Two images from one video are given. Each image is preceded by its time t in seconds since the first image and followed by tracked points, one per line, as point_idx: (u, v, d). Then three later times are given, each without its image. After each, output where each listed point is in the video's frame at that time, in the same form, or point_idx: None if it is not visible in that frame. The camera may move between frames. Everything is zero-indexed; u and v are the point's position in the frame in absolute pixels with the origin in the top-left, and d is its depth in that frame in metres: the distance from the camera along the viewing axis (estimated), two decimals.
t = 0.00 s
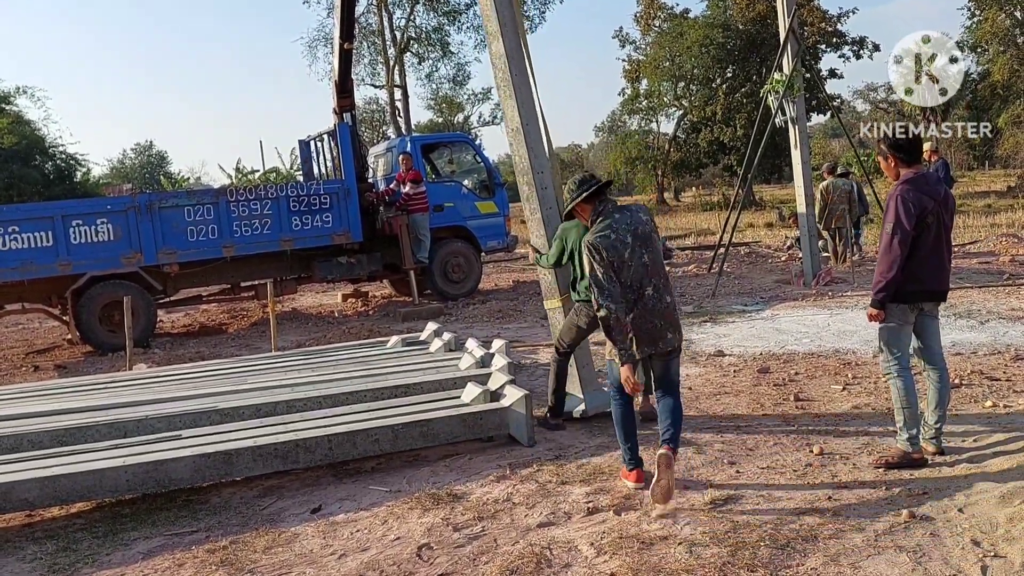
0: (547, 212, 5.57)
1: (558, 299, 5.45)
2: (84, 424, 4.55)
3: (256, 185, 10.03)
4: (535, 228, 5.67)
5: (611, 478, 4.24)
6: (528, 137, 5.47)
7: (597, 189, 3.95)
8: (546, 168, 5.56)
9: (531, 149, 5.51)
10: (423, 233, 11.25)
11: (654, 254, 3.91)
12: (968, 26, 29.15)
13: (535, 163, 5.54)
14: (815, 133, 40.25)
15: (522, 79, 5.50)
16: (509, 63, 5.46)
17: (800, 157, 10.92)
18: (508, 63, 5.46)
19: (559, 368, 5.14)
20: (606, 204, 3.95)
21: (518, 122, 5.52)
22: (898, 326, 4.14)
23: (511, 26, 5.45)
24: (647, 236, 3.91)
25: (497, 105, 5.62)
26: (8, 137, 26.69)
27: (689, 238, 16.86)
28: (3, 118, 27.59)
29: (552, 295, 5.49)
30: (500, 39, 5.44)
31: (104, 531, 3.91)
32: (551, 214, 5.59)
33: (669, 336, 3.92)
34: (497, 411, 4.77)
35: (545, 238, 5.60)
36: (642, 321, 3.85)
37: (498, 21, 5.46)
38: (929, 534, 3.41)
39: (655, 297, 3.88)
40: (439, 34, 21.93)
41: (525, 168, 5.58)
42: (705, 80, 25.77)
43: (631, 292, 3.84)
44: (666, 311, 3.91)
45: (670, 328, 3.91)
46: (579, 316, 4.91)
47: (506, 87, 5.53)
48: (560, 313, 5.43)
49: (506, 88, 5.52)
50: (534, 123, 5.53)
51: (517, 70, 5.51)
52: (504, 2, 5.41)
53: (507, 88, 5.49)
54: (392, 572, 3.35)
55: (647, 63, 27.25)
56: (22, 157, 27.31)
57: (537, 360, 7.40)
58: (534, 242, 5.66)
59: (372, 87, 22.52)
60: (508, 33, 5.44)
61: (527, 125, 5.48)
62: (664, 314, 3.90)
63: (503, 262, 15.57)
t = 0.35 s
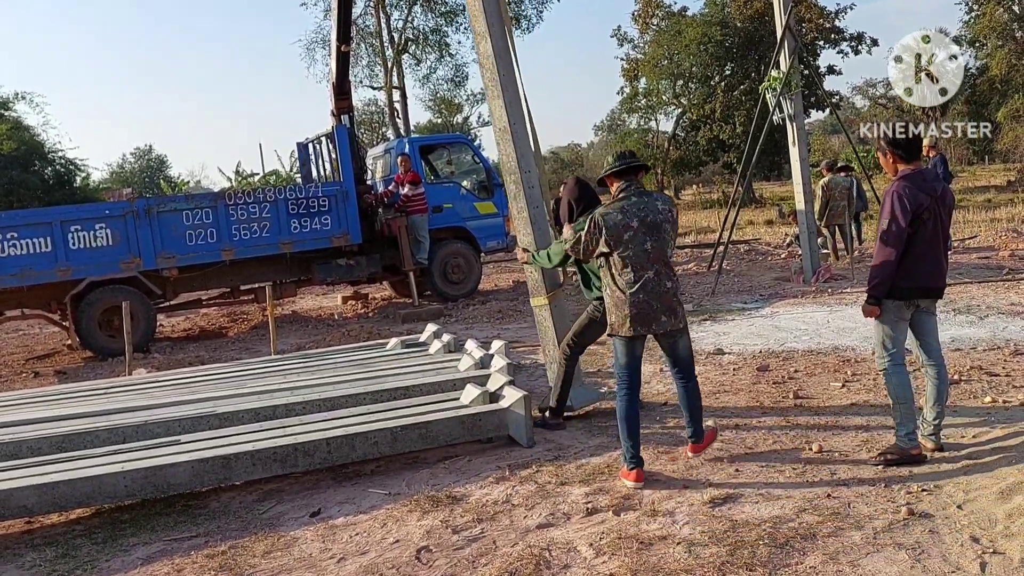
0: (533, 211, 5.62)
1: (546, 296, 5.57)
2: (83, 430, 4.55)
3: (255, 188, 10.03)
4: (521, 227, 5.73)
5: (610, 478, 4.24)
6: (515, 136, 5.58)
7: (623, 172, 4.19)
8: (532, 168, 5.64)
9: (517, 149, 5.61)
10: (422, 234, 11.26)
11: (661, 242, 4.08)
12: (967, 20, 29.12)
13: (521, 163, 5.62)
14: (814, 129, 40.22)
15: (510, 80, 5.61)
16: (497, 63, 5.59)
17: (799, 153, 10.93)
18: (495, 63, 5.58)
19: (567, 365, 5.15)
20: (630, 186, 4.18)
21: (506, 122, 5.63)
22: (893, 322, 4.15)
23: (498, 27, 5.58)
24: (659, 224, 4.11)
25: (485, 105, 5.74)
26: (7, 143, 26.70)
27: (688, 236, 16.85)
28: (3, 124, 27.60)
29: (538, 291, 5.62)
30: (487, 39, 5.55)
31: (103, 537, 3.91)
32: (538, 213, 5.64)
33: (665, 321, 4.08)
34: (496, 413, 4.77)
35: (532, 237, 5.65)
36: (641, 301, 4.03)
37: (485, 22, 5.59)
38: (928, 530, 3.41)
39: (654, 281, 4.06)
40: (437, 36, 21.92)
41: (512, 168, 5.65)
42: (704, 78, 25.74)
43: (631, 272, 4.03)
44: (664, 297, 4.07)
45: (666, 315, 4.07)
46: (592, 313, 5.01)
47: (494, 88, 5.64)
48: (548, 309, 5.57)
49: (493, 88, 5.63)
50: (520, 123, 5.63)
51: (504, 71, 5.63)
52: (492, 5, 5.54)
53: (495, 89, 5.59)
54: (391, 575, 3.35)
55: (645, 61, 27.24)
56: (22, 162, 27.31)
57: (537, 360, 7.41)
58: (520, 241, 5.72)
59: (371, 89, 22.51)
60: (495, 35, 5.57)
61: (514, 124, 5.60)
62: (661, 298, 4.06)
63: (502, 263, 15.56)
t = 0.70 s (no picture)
0: (529, 206, 5.69)
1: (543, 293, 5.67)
2: (80, 433, 4.55)
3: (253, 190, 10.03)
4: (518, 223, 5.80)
5: (609, 477, 4.24)
6: (511, 132, 5.64)
7: (674, 165, 4.55)
8: (529, 164, 5.70)
9: (514, 145, 5.67)
10: (420, 234, 11.26)
11: (695, 235, 4.38)
12: (965, 17, 29.13)
13: (517, 159, 5.68)
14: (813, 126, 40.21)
15: (505, 77, 5.65)
16: (493, 60, 5.62)
17: (797, 151, 10.92)
18: (491, 61, 5.62)
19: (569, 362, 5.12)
20: (677, 177, 4.52)
21: (502, 119, 5.69)
22: (890, 318, 4.16)
23: (492, 24, 5.62)
24: (697, 218, 4.40)
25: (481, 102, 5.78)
26: (5, 146, 26.70)
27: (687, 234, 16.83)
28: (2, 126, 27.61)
29: (536, 288, 5.71)
30: (482, 37, 5.59)
31: (101, 540, 3.91)
32: (534, 209, 5.71)
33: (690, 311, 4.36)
34: (494, 412, 4.77)
35: (529, 233, 5.72)
36: (672, 286, 4.35)
37: (480, 19, 5.62)
38: (926, 527, 3.41)
39: (684, 270, 4.36)
40: (435, 35, 21.92)
41: (509, 164, 5.72)
42: (702, 76, 25.73)
43: (662, 259, 4.35)
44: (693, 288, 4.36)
45: (691, 304, 4.36)
46: (587, 303, 5.08)
47: (490, 85, 5.68)
48: (546, 305, 5.67)
49: (489, 85, 5.67)
50: (516, 119, 5.68)
51: (499, 68, 5.67)
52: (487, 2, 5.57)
53: (490, 86, 5.64)
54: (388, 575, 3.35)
55: (643, 59, 27.23)
56: (21, 164, 27.32)
57: (535, 359, 7.41)
58: (517, 237, 5.80)
59: (369, 88, 22.50)
60: (491, 32, 5.60)
61: (510, 121, 5.66)
62: (688, 288, 4.36)
63: (502, 262, 15.56)
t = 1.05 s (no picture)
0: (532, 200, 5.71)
1: (548, 286, 5.72)
2: (82, 435, 4.55)
3: (253, 190, 10.03)
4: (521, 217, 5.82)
5: (610, 475, 4.24)
6: (514, 126, 5.66)
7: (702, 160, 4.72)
8: (532, 159, 5.71)
9: (517, 139, 5.69)
10: (420, 233, 11.26)
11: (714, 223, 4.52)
12: (964, 12, 29.09)
13: (521, 153, 5.69)
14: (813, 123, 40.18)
15: (507, 72, 5.66)
16: (495, 54, 5.64)
17: (796, 147, 10.90)
18: (493, 56, 5.64)
19: (567, 358, 5.12)
20: (705, 170, 4.66)
21: (504, 113, 5.70)
22: (888, 313, 4.15)
23: (494, 19, 5.64)
24: (719, 207, 4.51)
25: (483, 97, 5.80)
26: (5, 148, 26.72)
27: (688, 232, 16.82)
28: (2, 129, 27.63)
29: (542, 281, 5.77)
30: (484, 32, 5.61)
31: (103, 541, 3.92)
32: (538, 202, 5.73)
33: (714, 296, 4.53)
34: (495, 411, 4.77)
35: (533, 226, 5.74)
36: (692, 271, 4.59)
37: (482, 15, 5.64)
38: (928, 523, 3.41)
39: (704, 256, 4.54)
40: (433, 34, 21.91)
41: (512, 158, 5.73)
42: (702, 73, 25.71)
43: (685, 244, 4.58)
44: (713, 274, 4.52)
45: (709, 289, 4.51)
46: (582, 298, 5.08)
47: (493, 80, 5.69)
48: (552, 297, 5.71)
49: (492, 80, 5.68)
50: (519, 113, 5.69)
51: (501, 63, 5.68)
52: None
53: (493, 80, 5.65)
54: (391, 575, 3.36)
55: (643, 57, 27.21)
56: (21, 167, 27.33)
57: (536, 358, 7.41)
58: (521, 231, 5.82)
59: (368, 88, 22.49)
60: (492, 27, 5.62)
61: (513, 115, 5.67)
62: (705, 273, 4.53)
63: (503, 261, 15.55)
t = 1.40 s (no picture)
0: (540, 195, 5.80)
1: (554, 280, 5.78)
2: (83, 438, 4.55)
3: (252, 192, 10.03)
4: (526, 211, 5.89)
5: (611, 476, 4.23)
6: (520, 122, 5.69)
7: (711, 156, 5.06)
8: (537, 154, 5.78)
9: (523, 134, 5.74)
10: (419, 233, 11.24)
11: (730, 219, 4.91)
12: (962, 10, 29.09)
13: (527, 148, 5.74)
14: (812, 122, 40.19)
15: (512, 68, 5.70)
16: (500, 49, 5.65)
17: (795, 146, 10.90)
18: (498, 51, 5.65)
19: (569, 360, 5.09)
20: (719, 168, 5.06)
21: (510, 108, 5.72)
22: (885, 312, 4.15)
23: (496, 15, 5.66)
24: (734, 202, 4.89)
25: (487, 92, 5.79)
26: (5, 151, 26.72)
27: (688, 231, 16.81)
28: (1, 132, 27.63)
29: (548, 275, 5.82)
30: (489, 28, 5.62)
31: (104, 544, 3.91)
32: (543, 197, 5.82)
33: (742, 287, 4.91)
34: (496, 412, 4.77)
35: (541, 221, 5.82)
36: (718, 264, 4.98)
37: (486, 9, 5.64)
38: (929, 523, 3.40)
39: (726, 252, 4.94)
40: (432, 35, 21.90)
41: (518, 153, 5.77)
42: (701, 72, 25.71)
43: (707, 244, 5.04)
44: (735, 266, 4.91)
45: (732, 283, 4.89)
46: (584, 299, 5.07)
47: (498, 74, 5.70)
48: (559, 291, 5.78)
49: (497, 75, 5.69)
50: (524, 109, 5.73)
51: (505, 58, 5.70)
52: None
53: (499, 75, 5.67)
54: None
55: (641, 56, 27.21)
56: (21, 169, 27.33)
57: (536, 358, 7.40)
58: (527, 226, 5.88)
59: (367, 89, 22.50)
60: (496, 22, 5.64)
61: (518, 111, 5.70)
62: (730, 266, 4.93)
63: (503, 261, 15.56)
